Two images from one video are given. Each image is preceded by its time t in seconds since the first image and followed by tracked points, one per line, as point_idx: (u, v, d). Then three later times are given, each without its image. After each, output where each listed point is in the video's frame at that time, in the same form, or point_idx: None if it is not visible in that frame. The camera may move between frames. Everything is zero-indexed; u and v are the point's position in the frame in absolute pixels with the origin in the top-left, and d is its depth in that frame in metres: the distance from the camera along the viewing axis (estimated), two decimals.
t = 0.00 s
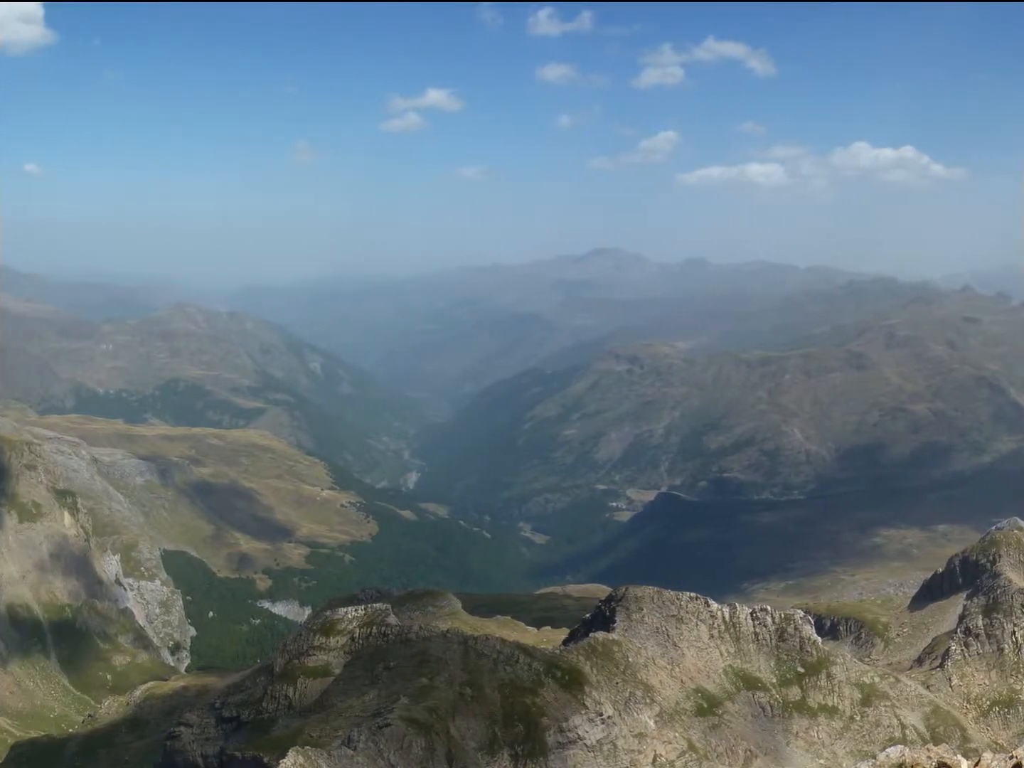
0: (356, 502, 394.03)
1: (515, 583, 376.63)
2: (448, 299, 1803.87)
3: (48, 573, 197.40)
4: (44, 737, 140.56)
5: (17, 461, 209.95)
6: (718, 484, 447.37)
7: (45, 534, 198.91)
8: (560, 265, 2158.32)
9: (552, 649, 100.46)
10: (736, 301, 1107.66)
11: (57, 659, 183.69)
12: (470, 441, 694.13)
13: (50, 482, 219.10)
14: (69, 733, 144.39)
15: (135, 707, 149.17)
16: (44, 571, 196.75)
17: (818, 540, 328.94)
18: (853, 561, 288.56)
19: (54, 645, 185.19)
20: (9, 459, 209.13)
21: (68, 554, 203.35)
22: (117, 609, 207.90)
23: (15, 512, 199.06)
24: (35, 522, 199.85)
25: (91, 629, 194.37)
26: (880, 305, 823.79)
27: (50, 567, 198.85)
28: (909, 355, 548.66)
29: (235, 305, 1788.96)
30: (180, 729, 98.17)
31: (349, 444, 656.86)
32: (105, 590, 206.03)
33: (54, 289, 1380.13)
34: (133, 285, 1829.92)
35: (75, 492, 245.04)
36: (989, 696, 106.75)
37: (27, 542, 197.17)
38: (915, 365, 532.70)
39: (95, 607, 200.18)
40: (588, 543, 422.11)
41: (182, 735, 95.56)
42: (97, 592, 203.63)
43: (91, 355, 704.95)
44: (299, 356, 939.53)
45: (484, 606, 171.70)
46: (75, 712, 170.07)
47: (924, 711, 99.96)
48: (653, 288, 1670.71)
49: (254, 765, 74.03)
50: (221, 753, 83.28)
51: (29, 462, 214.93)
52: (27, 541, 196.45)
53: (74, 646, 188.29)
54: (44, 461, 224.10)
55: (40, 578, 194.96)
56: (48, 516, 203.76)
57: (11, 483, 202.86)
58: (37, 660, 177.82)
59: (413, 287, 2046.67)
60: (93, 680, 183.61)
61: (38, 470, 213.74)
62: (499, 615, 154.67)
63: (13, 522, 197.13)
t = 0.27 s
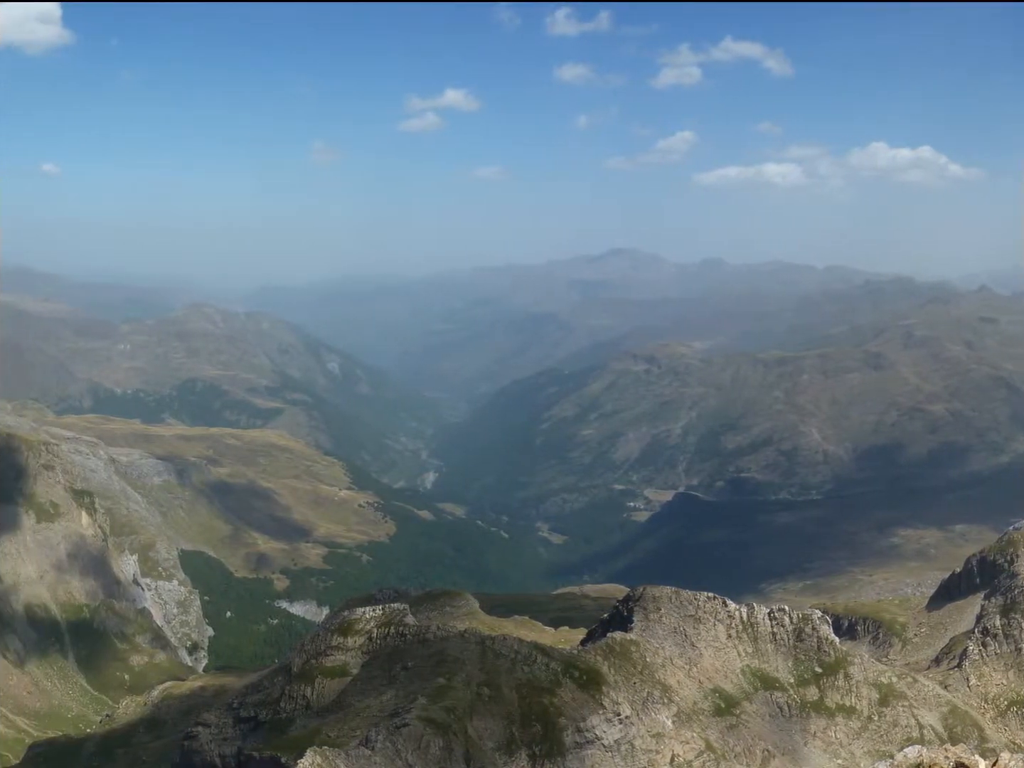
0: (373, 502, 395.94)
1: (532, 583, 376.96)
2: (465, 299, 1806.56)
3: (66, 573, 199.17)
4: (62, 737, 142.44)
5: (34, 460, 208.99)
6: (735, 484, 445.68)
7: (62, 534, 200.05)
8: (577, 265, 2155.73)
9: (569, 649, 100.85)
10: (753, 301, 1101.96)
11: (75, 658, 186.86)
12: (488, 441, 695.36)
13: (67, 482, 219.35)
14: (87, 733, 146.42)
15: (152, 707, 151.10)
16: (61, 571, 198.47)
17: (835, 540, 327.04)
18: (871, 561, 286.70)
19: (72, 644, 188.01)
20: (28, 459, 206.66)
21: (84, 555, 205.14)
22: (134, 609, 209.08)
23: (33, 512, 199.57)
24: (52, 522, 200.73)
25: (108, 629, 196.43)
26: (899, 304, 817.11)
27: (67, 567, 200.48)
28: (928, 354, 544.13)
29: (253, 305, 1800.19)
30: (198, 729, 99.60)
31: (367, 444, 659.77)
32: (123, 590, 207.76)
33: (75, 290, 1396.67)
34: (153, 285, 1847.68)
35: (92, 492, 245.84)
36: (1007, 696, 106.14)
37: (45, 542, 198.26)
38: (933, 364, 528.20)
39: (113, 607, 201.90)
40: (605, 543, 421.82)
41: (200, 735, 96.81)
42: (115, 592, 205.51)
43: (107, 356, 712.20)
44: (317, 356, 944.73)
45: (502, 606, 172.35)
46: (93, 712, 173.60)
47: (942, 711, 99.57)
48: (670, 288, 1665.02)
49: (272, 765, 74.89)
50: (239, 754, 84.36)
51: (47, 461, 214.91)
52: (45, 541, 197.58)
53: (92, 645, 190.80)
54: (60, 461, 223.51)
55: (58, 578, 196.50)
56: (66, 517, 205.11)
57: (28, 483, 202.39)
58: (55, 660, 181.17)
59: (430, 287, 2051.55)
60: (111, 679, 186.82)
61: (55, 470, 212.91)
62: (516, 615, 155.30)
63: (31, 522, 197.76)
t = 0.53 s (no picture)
0: (390, 502, 397.79)
1: (550, 583, 377.29)
2: (483, 299, 1808.93)
3: (83, 573, 201.69)
4: (80, 737, 144.45)
5: (53, 460, 211.10)
6: (753, 484, 443.88)
7: (79, 535, 202.71)
8: (594, 265, 2152.36)
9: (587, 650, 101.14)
10: (772, 301, 1095.89)
11: (92, 659, 188.86)
12: (505, 441, 696.41)
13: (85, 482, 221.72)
14: (105, 733, 148.20)
15: (170, 707, 152.78)
16: (79, 571, 201.07)
17: (853, 540, 324.98)
18: (888, 561, 284.85)
19: (90, 644, 190.41)
20: (46, 459, 209.20)
21: (103, 556, 207.96)
22: (152, 609, 212.00)
23: (50, 512, 201.62)
24: (70, 522, 203.20)
25: (126, 628, 199.02)
26: (919, 303, 810.12)
27: (85, 567, 203.00)
28: (948, 354, 539.31)
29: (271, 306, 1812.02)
30: (216, 729, 100.84)
31: (384, 444, 662.73)
32: (141, 590, 210.59)
33: (96, 291, 1412.38)
34: (174, 286, 1864.85)
35: (110, 493, 249.53)
36: None
37: (63, 542, 200.87)
38: (953, 364, 523.57)
39: (131, 607, 204.69)
40: (623, 543, 421.35)
41: (218, 735, 97.83)
42: (133, 592, 208.27)
43: (126, 356, 719.13)
44: (335, 356, 949.61)
45: (519, 606, 172.78)
46: (110, 712, 175.01)
47: (959, 711, 99.17)
48: (688, 288, 1658.88)
49: (290, 765, 75.65)
50: (256, 754, 85.16)
51: (65, 461, 216.47)
52: (63, 541, 200.54)
53: (109, 646, 193.16)
54: (78, 460, 225.58)
55: (75, 578, 199.03)
56: (83, 516, 207.13)
57: (46, 483, 204.77)
58: (72, 660, 183.15)
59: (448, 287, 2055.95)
60: (128, 680, 189.03)
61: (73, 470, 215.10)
62: (534, 615, 155.78)
63: (49, 522, 200.13)
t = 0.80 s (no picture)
0: (407, 502, 399.42)
1: (567, 583, 377.48)
2: (500, 299, 1810.97)
3: (101, 573, 203.47)
4: (97, 737, 146.43)
5: (70, 461, 211.63)
6: (770, 484, 441.86)
7: (97, 535, 204.28)
8: (612, 265, 2148.84)
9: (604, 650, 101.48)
10: (789, 301, 1089.84)
11: (110, 658, 190.62)
12: (523, 441, 697.13)
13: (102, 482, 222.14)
14: (123, 733, 150.07)
15: (187, 707, 154.46)
16: (96, 571, 202.81)
17: (870, 540, 322.82)
18: (906, 561, 282.84)
19: (108, 644, 191.88)
20: (64, 460, 210.03)
21: (120, 556, 209.88)
22: (169, 609, 214.03)
23: (68, 512, 203.20)
24: (87, 522, 204.59)
25: (143, 629, 201.18)
26: (938, 302, 803.09)
27: (102, 567, 204.61)
28: (967, 353, 534.49)
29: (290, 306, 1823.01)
30: (234, 729, 102.02)
31: (402, 444, 665.36)
32: (158, 590, 212.79)
33: (116, 292, 1427.49)
34: (193, 286, 1880.80)
35: (128, 493, 251.59)
36: None
37: (80, 542, 202.60)
38: (971, 364, 518.97)
39: (148, 607, 206.83)
40: (640, 543, 420.72)
41: (235, 735, 98.84)
42: (150, 593, 210.47)
43: (144, 355, 726.01)
44: (353, 356, 954.09)
45: (537, 605, 173.23)
46: (128, 712, 177.40)
47: (977, 711, 98.81)
48: (705, 288, 1652.63)
49: (307, 765, 76.31)
50: (273, 754, 85.89)
51: (82, 462, 217.34)
52: (81, 541, 202.09)
53: (126, 645, 194.74)
54: (95, 461, 226.15)
55: (92, 578, 200.70)
56: (101, 517, 208.71)
57: (63, 484, 205.89)
58: (90, 659, 185.17)
59: (465, 287, 2059.83)
60: (145, 680, 190.82)
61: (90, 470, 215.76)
62: (552, 615, 156.26)
63: (66, 522, 201.71)
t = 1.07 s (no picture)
0: (425, 502, 401.23)
1: (584, 583, 377.53)
2: (517, 299, 1812.82)
3: (118, 573, 205.15)
4: (113, 738, 147.52)
5: (87, 462, 214.69)
6: (788, 484, 439.60)
7: (114, 535, 206.68)
8: (629, 265, 2144.47)
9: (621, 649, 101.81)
10: (808, 301, 1083.22)
11: (127, 658, 191.46)
12: (540, 441, 697.79)
13: (119, 483, 225.03)
14: (141, 733, 151.77)
15: (205, 707, 156.03)
16: (113, 571, 204.70)
17: (887, 540, 320.60)
18: (923, 561, 280.79)
19: (125, 644, 193.63)
20: (81, 459, 213.56)
21: (138, 555, 211.05)
22: (187, 609, 214.31)
23: (86, 512, 206.09)
24: (105, 522, 207.27)
25: (161, 628, 201.71)
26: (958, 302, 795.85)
27: (120, 567, 206.49)
28: (987, 353, 529.28)
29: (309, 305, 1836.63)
30: (251, 729, 103.60)
31: (419, 444, 668.27)
32: (175, 590, 213.28)
33: (136, 293, 1443.07)
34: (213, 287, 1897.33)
35: (145, 494, 254.92)
36: None
37: (98, 542, 205.17)
38: (990, 363, 514.10)
39: (165, 607, 207.70)
40: (658, 543, 420.21)
41: (252, 736, 99.60)
42: (168, 592, 211.04)
43: (162, 356, 733.40)
44: (370, 356, 958.72)
45: (554, 605, 173.69)
46: (146, 712, 177.23)
47: (994, 712, 98.43)
48: (723, 288, 1645.95)
49: (324, 764, 77.08)
50: (291, 754, 86.70)
51: (100, 461, 220.13)
52: (98, 541, 204.96)
53: (144, 645, 196.02)
54: (114, 461, 228.08)
55: (110, 578, 202.89)
56: (118, 516, 210.98)
57: (80, 484, 208.69)
58: (107, 659, 186.81)
59: (483, 287, 2063.67)
60: (164, 680, 190.80)
61: (108, 471, 218.43)
62: (569, 615, 156.84)
63: (84, 522, 204.64)
